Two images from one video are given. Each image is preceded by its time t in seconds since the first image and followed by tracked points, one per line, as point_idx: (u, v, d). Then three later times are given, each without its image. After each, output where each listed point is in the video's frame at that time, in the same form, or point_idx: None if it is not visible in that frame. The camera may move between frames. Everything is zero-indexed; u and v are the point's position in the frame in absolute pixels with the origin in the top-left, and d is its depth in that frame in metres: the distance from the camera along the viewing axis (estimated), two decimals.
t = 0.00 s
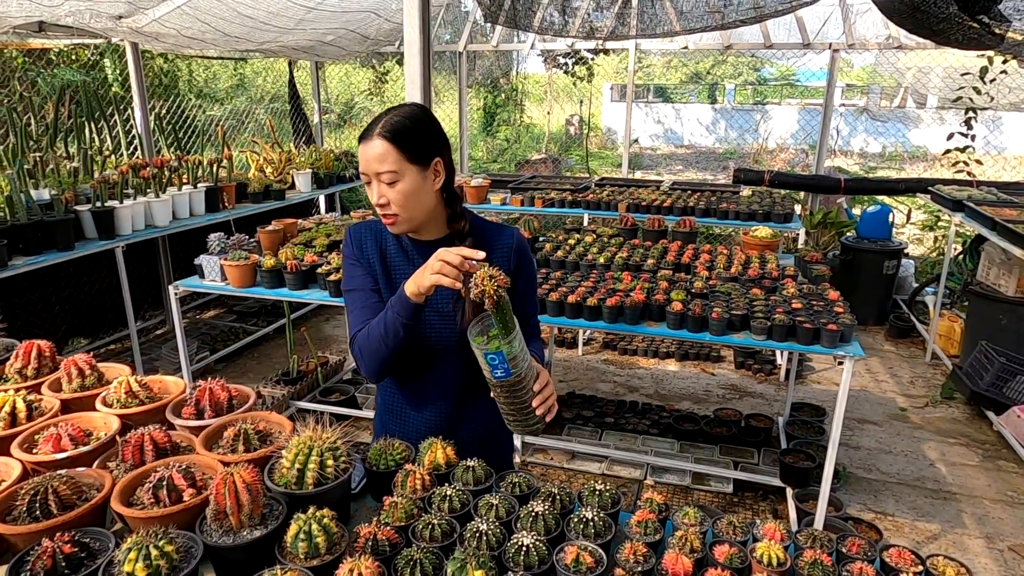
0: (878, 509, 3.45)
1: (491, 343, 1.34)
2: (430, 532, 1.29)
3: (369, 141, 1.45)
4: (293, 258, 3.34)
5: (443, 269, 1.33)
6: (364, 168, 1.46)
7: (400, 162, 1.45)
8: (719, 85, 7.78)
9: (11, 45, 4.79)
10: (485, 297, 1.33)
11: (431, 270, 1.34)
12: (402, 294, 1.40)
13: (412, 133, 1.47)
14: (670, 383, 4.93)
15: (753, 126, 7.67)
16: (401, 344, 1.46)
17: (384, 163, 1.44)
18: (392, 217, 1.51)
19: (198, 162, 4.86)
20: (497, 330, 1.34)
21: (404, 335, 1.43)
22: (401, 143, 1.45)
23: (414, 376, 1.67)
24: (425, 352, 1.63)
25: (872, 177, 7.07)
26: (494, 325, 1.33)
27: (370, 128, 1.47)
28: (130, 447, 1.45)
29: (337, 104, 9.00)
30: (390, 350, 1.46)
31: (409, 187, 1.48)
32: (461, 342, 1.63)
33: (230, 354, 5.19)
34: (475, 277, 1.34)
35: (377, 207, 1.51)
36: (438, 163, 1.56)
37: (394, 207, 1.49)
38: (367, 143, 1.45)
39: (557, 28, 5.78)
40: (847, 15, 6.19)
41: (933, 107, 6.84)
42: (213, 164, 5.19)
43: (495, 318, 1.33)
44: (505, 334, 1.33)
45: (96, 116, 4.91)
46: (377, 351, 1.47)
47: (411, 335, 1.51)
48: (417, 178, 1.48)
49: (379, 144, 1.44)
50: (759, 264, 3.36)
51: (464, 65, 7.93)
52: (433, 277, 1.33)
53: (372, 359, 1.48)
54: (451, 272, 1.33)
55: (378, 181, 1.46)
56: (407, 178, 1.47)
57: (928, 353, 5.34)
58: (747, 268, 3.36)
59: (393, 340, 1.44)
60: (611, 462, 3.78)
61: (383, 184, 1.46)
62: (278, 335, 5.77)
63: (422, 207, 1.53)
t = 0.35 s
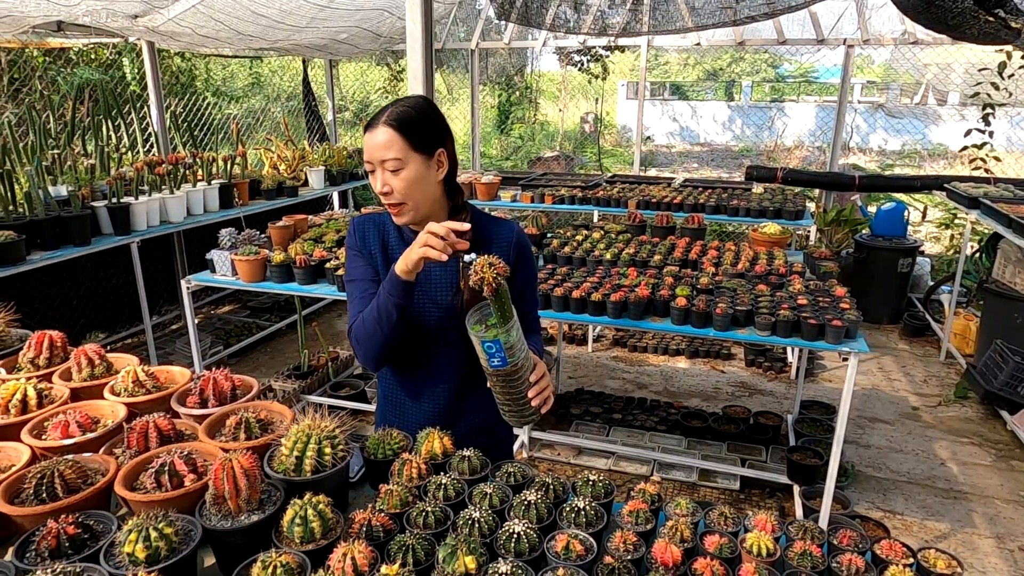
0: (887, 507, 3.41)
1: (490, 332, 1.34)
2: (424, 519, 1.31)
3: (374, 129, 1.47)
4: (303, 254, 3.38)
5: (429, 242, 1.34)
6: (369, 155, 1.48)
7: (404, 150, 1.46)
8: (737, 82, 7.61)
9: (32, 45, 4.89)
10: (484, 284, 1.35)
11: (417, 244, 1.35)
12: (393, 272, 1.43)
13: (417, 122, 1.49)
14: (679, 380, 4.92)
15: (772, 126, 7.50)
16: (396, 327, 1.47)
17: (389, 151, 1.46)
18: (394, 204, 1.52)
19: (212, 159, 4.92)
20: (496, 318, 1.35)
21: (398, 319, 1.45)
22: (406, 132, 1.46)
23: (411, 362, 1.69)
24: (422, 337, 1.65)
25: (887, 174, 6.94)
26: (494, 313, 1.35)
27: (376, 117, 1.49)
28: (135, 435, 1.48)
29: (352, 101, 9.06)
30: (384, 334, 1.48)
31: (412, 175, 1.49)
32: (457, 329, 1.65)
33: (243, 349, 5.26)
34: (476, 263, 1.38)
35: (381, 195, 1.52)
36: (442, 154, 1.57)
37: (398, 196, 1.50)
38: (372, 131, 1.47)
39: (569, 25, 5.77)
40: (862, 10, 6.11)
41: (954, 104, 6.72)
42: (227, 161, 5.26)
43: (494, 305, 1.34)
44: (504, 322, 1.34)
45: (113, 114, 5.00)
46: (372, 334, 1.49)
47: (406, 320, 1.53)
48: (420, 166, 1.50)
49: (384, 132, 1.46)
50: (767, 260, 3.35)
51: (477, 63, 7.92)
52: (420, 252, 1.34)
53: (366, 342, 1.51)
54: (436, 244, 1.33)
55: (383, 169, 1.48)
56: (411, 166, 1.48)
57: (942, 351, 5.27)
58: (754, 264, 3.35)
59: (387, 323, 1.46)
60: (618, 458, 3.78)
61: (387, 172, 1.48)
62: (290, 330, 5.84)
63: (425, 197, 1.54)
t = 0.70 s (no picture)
0: (889, 506, 3.42)
1: (483, 319, 1.37)
2: (416, 504, 1.37)
3: (379, 125, 1.51)
4: (310, 251, 3.46)
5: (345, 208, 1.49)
6: (375, 150, 1.52)
7: (409, 146, 1.50)
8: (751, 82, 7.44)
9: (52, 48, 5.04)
10: (478, 270, 1.39)
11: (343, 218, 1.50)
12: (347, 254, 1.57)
13: (421, 119, 1.53)
14: (685, 378, 4.94)
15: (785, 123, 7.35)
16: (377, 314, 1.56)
17: (395, 146, 1.50)
18: (398, 198, 1.56)
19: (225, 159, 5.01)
20: (490, 305, 1.38)
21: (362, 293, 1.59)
22: (411, 128, 1.50)
23: (404, 352, 1.76)
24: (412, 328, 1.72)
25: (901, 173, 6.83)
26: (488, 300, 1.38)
27: (382, 113, 1.53)
28: (142, 422, 1.55)
29: (365, 101, 9.15)
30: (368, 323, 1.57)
31: (417, 170, 1.53)
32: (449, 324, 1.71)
33: (254, 345, 5.35)
34: (471, 251, 1.43)
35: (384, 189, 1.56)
36: (445, 151, 1.62)
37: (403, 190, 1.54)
38: (378, 127, 1.51)
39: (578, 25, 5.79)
40: (872, 9, 6.09)
41: (972, 103, 6.56)
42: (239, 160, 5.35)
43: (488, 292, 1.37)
44: (496, 309, 1.37)
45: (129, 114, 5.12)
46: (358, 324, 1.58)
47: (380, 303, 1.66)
48: (424, 161, 1.54)
49: (391, 127, 1.49)
50: (769, 259, 3.37)
51: (487, 64, 7.92)
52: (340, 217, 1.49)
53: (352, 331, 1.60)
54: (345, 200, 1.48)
55: (388, 164, 1.52)
56: (415, 161, 1.52)
57: (952, 352, 5.24)
58: (756, 263, 3.37)
59: (355, 300, 1.60)
60: (621, 454, 3.82)
61: (393, 166, 1.52)
62: (302, 327, 5.92)
63: (428, 191, 1.58)
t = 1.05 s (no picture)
0: (888, 502, 3.43)
1: (471, 312, 1.40)
2: (407, 484, 1.43)
3: (389, 123, 1.56)
4: (316, 247, 3.54)
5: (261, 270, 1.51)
6: (383, 148, 1.57)
7: (416, 144, 1.56)
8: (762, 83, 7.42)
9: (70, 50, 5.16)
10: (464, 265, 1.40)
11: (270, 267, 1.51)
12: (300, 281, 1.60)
13: (429, 119, 1.59)
14: (688, 376, 4.97)
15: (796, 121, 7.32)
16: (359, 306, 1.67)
17: (403, 144, 1.55)
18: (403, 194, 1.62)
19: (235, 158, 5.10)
20: (477, 299, 1.40)
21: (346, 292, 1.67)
22: (419, 127, 1.56)
23: (400, 343, 1.84)
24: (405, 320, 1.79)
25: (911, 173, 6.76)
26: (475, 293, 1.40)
27: (390, 111, 1.58)
28: (148, 407, 1.62)
29: (377, 102, 9.23)
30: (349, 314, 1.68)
31: (424, 168, 1.59)
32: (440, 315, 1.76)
33: (263, 341, 5.44)
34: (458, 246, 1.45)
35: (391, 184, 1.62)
36: (449, 150, 1.68)
37: (410, 186, 1.60)
38: (387, 125, 1.56)
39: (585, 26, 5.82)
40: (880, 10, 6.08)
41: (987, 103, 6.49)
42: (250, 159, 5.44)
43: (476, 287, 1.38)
44: (483, 304, 1.39)
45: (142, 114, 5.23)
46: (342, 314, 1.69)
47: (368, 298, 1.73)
48: (431, 160, 1.60)
49: (401, 125, 1.55)
50: (768, 256, 3.40)
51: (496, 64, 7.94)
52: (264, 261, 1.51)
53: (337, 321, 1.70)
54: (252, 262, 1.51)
55: (396, 160, 1.57)
56: (422, 159, 1.58)
57: (957, 351, 5.22)
58: (755, 261, 3.40)
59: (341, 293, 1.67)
60: (622, 450, 3.86)
61: (401, 164, 1.57)
62: (310, 324, 6.01)
63: (433, 187, 1.64)
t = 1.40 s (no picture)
0: (887, 504, 3.44)
1: (466, 316, 1.43)
2: (400, 478, 1.46)
3: (393, 122, 1.59)
4: (321, 248, 3.59)
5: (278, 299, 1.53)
6: (387, 146, 1.60)
7: (420, 142, 1.59)
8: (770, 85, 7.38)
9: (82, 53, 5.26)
10: (457, 271, 1.42)
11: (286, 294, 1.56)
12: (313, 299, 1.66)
13: (431, 118, 1.62)
14: (691, 378, 4.98)
15: (803, 123, 7.30)
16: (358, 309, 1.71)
17: (407, 141, 1.58)
18: (405, 191, 1.65)
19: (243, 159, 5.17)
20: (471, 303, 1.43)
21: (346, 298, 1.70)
22: (421, 125, 1.59)
23: (400, 342, 1.86)
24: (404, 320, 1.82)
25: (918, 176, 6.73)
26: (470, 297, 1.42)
27: (393, 110, 1.62)
28: (151, 401, 1.67)
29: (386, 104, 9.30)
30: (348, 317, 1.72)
31: (426, 166, 1.62)
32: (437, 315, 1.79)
33: (270, 341, 5.50)
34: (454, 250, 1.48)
35: (393, 182, 1.64)
36: (449, 150, 1.72)
37: (412, 183, 1.63)
38: (391, 123, 1.59)
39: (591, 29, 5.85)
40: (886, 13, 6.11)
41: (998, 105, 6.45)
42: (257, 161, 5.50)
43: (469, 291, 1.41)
44: (477, 306, 1.42)
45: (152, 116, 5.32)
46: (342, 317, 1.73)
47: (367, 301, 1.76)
48: (433, 159, 1.64)
49: (403, 123, 1.58)
50: (768, 258, 3.42)
51: (502, 67, 7.97)
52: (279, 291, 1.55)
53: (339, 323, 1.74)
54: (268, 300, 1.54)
55: (400, 157, 1.60)
56: (424, 157, 1.62)
57: (962, 354, 5.21)
58: (754, 262, 3.42)
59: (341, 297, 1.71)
60: (622, 450, 3.88)
61: (404, 161, 1.60)
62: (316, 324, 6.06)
63: (434, 185, 1.68)
